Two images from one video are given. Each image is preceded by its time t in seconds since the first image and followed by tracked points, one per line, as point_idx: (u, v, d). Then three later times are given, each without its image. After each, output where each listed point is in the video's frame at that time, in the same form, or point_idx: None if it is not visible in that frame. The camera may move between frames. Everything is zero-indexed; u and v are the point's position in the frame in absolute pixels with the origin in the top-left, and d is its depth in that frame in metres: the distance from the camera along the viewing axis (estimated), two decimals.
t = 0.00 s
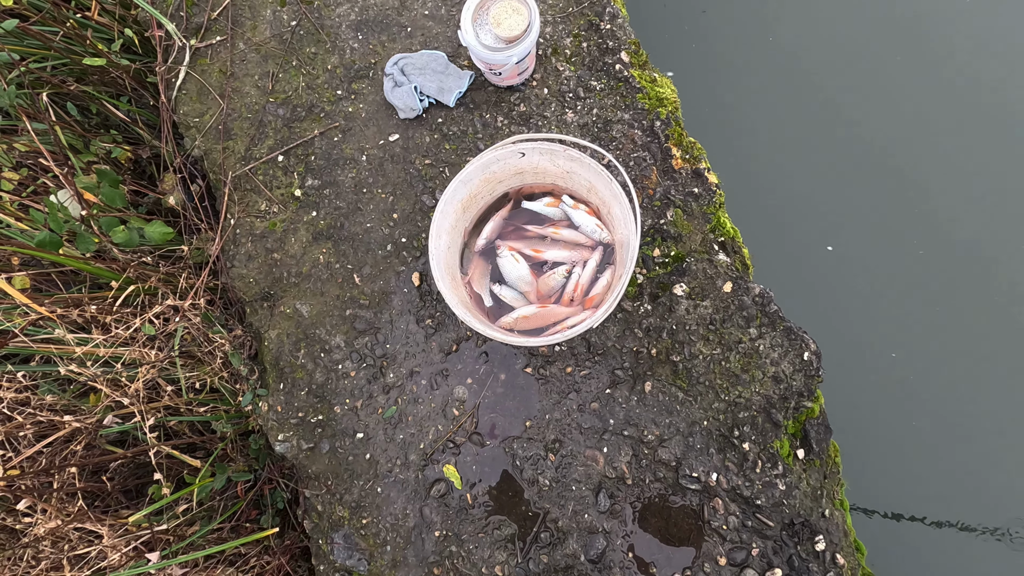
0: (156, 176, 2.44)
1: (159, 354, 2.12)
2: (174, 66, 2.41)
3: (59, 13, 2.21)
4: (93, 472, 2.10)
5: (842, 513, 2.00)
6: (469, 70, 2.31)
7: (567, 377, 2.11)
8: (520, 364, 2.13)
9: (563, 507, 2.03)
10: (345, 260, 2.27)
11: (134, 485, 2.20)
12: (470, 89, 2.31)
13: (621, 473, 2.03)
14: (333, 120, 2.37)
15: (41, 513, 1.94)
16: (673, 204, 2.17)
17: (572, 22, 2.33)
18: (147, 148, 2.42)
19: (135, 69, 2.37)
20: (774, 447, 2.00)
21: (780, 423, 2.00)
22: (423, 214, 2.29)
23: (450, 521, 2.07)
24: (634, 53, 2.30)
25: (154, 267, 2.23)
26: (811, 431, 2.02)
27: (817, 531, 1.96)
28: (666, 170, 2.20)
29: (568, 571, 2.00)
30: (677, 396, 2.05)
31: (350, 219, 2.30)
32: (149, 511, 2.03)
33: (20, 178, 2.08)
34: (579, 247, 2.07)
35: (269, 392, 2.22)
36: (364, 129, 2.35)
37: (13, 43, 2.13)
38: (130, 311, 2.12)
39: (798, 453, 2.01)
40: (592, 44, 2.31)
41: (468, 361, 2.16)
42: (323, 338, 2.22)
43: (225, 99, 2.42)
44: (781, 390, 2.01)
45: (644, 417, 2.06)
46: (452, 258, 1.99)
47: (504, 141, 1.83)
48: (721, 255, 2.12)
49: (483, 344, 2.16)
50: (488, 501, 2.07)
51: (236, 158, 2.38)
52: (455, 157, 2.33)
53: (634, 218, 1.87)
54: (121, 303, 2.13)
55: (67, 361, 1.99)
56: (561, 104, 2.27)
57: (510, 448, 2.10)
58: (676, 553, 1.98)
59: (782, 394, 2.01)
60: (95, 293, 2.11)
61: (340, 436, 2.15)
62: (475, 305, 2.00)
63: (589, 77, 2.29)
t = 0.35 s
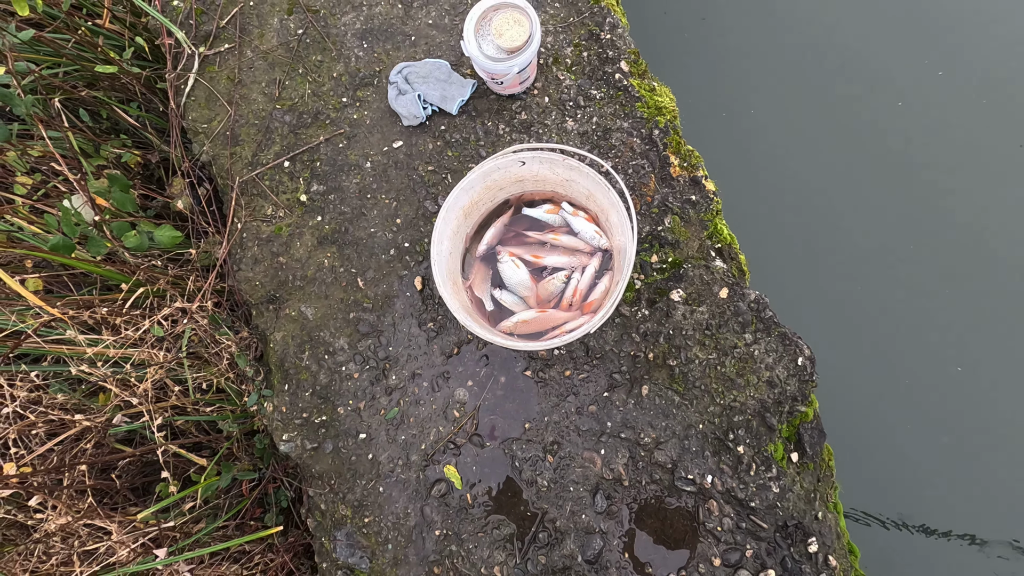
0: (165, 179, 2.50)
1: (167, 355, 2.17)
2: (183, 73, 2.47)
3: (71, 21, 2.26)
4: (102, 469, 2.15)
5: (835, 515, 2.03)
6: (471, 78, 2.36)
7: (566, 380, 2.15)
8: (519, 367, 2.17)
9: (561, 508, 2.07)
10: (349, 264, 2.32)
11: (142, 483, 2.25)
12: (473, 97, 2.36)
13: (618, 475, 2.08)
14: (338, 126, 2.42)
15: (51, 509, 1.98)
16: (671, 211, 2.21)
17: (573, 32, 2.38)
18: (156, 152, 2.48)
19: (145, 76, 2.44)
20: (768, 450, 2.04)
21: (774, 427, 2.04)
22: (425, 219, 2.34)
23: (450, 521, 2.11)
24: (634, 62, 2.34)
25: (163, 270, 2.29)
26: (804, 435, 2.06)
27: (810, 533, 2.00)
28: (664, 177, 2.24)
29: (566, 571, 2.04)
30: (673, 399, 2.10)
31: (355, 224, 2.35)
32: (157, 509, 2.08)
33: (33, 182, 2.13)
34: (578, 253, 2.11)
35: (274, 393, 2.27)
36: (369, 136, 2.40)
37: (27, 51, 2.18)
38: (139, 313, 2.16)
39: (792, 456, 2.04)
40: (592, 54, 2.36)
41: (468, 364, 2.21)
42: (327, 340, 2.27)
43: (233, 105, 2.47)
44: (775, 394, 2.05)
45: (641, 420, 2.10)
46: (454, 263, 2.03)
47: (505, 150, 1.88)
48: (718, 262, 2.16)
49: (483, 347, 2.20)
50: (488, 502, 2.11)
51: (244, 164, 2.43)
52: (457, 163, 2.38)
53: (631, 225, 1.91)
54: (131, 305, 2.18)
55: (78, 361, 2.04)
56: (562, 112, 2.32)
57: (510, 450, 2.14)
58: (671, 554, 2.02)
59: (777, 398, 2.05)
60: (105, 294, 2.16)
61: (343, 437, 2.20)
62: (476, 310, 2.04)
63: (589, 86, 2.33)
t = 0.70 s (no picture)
0: (163, 171, 2.47)
1: (162, 345, 2.14)
2: (182, 61, 2.44)
3: (69, 8, 2.24)
4: (95, 461, 2.11)
5: (844, 512, 1.98)
6: (473, 67, 2.33)
7: (568, 372, 2.11)
8: (520, 359, 2.13)
9: (562, 502, 2.03)
10: (348, 254, 2.29)
11: (136, 476, 2.21)
12: (474, 86, 2.32)
13: (621, 469, 2.03)
14: (338, 115, 2.39)
15: (43, 501, 1.95)
16: (675, 201, 2.17)
17: (576, 20, 2.35)
18: (154, 143, 2.46)
19: (143, 64, 2.41)
20: (774, 444, 1.99)
21: (781, 421, 1.99)
22: (426, 209, 2.30)
23: (449, 515, 2.07)
24: (637, 51, 2.31)
25: (159, 260, 2.26)
26: (812, 429, 2.01)
27: (817, 529, 1.95)
28: (668, 167, 2.21)
29: (567, 567, 1.99)
30: (677, 392, 2.05)
31: (354, 213, 2.31)
32: (151, 500, 2.04)
33: (29, 170, 2.12)
34: (581, 242, 2.08)
35: (271, 384, 2.23)
36: (369, 125, 2.37)
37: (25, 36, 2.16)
38: (135, 302, 2.14)
39: (799, 451, 2.00)
40: (596, 42, 2.33)
41: (468, 355, 2.17)
42: (325, 331, 2.23)
43: (232, 94, 2.44)
44: (782, 387, 2.00)
45: (644, 413, 2.05)
46: (454, 251, 2.00)
47: (506, 134, 1.85)
48: (723, 252, 2.12)
49: (484, 338, 2.16)
50: (487, 496, 2.07)
51: (242, 153, 2.40)
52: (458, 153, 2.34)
53: (635, 212, 1.88)
54: (126, 294, 2.15)
55: (72, 350, 2.00)
56: (564, 101, 2.28)
57: (510, 443, 2.09)
58: (675, 550, 1.98)
59: (783, 391, 2.01)
60: (100, 283, 2.13)
61: (340, 429, 2.16)
62: (476, 299, 2.00)
63: (593, 75, 2.30)
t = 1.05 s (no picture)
0: (169, 180, 2.52)
1: (165, 354, 2.14)
2: (191, 73, 2.47)
3: (82, 20, 2.25)
4: (96, 470, 2.10)
5: (849, 530, 1.96)
6: (479, 81, 2.35)
7: (571, 386, 2.10)
8: (523, 372, 2.13)
9: (564, 517, 2.01)
10: (352, 265, 2.29)
11: (136, 486, 2.20)
12: (480, 100, 2.34)
13: (623, 484, 2.01)
14: (344, 127, 2.41)
15: (43, 510, 1.94)
16: (679, 216, 2.18)
17: (581, 36, 2.37)
18: (162, 153, 2.50)
19: (154, 76, 2.45)
20: (778, 460, 1.98)
21: (785, 437, 1.98)
22: (430, 221, 2.31)
23: (450, 529, 2.05)
24: (642, 67, 2.33)
25: (164, 269, 2.27)
26: (816, 445, 1.99)
27: (822, 548, 1.93)
28: (672, 182, 2.22)
29: None
30: (681, 407, 2.04)
31: (359, 225, 2.33)
32: (149, 511, 2.02)
33: (38, 180, 2.14)
34: (584, 256, 2.08)
35: (273, 395, 2.23)
36: (375, 137, 2.39)
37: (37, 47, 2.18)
38: (139, 311, 2.14)
39: (803, 467, 1.98)
40: (601, 58, 2.35)
41: (471, 368, 2.16)
42: (328, 342, 2.23)
43: (240, 106, 2.47)
44: (786, 403, 1.99)
45: (647, 427, 2.04)
46: (458, 264, 2.00)
47: (512, 148, 1.86)
48: (727, 267, 2.12)
49: (487, 351, 2.16)
50: (489, 510, 2.05)
51: (249, 163, 2.42)
52: (464, 165, 2.35)
53: (639, 227, 1.88)
54: (131, 303, 2.16)
55: (75, 359, 2.00)
56: (569, 115, 2.30)
57: (512, 457, 2.08)
58: (678, 567, 1.96)
59: (787, 407, 1.99)
60: (105, 292, 2.14)
61: (342, 441, 2.15)
62: (480, 311, 2.01)
63: (597, 90, 2.32)
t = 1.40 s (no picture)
0: (175, 190, 2.54)
1: (168, 364, 2.14)
2: (199, 86, 2.50)
3: (93, 33, 2.29)
4: (97, 480, 2.11)
5: (850, 547, 1.95)
6: (483, 96, 2.38)
7: (572, 400, 2.10)
8: (524, 385, 2.13)
9: (565, 532, 2.01)
10: (355, 277, 2.31)
11: (136, 495, 2.21)
12: (484, 114, 2.37)
13: (624, 499, 2.01)
14: (349, 140, 2.43)
15: (43, 519, 1.93)
16: (681, 231, 2.19)
17: (585, 53, 2.40)
18: (168, 164, 2.52)
19: (162, 88, 2.48)
20: (779, 477, 1.97)
21: (786, 453, 1.98)
22: (434, 234, 2.33)
23: (450, 543, 2.04)
24: (644, 83, 2.36)
25: (169, 279, 2.28)
26: (818, 462, 1.99)
27: (823, 565, 1.92)
28: (674, 197, 2.23)
29: None
30: (681, 421, 2.04)
31: (363, 237, 2.34)
32: (149, 522, 2.02)
33: (45, 190, 2.16)
34: (586, 270, 2.09)
35: (275, 406, 2.23)
36: (380, 150, 2.41)
37: (49, 60, 2.21)
38: (143, 321, 2.15)
39: (804, 484, 1.98)
40: (604, 74, 2.38)
41: (472, 381, 2.16)
42: (331, 353, 2.24)
43: (247, 118, 2.50)
44: (787, 419, 1.99)
45: (648, 442, 2.04)
46: (461, 277, 2.01)
47: (515, 164, 1.88)
48: (728, 282, 2.13)
49: (488, 363, 2.16)
50: (489, 524, 2.04)
51: (255, 175, 2.45)
52: (467, 179, 2.37)
53: (641, 243, 1.89)
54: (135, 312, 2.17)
55: (79, 368, 2.02)
56: (572, 130, 2.32)
57: (513, 470, 2.08)
58: None
59: (788, 423, 2.00)
60: (110, 301, 2.16)
61: (342, 452, 2.15)
62: (482, 324, 2.01)
63: (600, 106, 2.34)
